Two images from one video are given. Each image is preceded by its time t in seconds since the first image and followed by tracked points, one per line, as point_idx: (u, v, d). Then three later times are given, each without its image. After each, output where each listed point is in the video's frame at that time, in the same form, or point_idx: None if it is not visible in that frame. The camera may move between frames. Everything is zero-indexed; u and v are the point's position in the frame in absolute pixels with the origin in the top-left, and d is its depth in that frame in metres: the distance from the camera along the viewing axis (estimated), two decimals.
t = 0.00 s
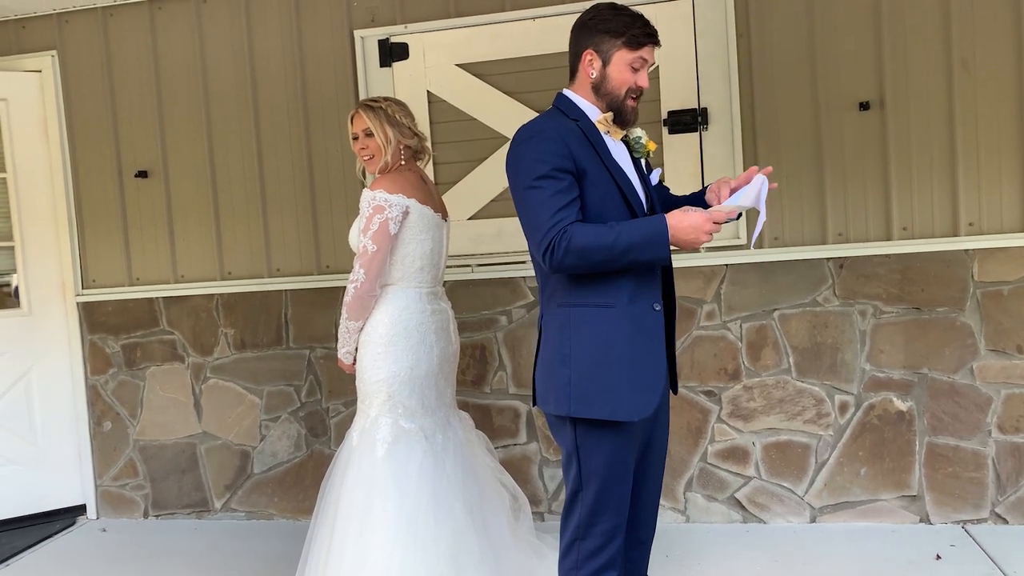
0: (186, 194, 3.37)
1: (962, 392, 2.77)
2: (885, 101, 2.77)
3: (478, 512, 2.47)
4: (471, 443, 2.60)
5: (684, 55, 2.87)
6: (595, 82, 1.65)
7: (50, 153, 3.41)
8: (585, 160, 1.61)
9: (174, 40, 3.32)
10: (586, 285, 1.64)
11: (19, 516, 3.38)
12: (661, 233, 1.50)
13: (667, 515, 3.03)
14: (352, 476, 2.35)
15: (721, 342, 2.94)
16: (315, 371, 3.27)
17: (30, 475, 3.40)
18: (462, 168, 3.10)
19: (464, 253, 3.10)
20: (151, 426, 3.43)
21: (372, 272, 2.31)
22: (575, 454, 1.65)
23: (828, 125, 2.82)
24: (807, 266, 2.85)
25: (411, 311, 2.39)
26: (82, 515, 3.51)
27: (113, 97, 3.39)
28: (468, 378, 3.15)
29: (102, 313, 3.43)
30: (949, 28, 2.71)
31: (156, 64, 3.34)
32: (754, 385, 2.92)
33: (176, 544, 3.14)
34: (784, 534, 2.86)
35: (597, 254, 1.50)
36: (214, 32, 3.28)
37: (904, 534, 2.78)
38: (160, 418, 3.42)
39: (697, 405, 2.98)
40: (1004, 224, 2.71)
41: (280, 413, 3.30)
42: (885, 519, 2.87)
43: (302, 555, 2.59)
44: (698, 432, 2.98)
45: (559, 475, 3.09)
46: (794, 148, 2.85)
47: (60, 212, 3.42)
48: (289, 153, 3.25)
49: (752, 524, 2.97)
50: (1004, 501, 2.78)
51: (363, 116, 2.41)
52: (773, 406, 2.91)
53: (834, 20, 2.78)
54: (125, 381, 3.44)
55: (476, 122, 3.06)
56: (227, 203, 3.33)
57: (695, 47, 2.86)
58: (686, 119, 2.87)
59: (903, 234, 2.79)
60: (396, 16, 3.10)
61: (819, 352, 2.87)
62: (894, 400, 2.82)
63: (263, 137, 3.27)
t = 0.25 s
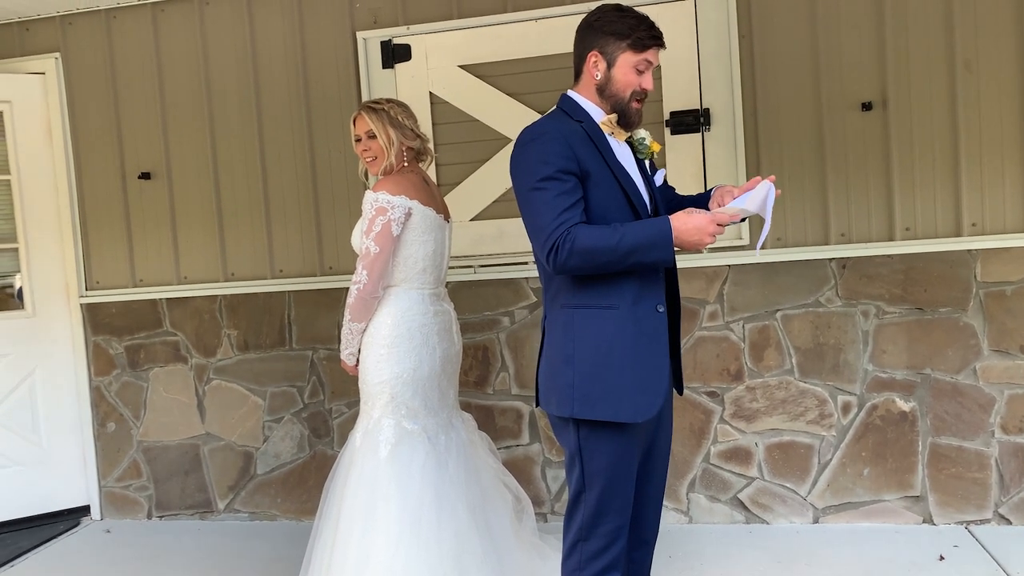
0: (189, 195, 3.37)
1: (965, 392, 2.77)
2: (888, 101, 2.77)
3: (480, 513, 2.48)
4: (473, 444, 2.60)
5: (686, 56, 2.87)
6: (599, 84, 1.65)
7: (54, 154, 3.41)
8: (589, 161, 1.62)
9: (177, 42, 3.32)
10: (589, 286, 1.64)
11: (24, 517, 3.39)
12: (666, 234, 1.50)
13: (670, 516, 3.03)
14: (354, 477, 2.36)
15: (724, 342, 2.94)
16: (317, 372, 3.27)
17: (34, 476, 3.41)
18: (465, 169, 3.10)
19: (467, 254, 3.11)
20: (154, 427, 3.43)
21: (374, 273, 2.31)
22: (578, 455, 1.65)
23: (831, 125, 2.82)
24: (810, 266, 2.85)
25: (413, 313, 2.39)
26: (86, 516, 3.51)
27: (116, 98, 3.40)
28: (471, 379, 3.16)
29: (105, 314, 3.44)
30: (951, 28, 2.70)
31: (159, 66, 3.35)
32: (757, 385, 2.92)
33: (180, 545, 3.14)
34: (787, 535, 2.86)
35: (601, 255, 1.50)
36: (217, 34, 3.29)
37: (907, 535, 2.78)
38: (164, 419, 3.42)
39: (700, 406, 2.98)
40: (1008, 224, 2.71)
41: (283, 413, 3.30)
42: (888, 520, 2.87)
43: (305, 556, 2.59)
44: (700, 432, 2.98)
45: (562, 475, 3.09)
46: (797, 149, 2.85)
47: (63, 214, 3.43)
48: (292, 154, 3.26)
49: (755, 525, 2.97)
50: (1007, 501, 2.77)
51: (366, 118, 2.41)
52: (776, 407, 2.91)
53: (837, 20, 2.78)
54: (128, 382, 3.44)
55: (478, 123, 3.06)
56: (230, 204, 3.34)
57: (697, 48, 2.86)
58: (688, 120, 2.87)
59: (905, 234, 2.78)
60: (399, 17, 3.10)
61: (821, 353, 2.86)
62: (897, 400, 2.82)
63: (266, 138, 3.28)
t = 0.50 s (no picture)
0: (191, 194, 3.37)
1: (967, 392, 2.77)
2: (890, 101, 2.76)
3: (483, 512, 2.48)
4: (476, 444, 2.60)
5: (689, 55, 2.87)
6: (604, 83, 1.65)
7: (56, 154, 3.41)
8: (593, 161, 1.62)
9: (179, 41, 3.32)
10: (594, 286, 1.64)
11: (26, 516, 3.40)
12: (671, 234, 1.50)
13: (672, 515, 3.03)
14: (357, 477, 2.36)
15: (726, 342, 2.94)
16: (320, 371, 3.27)
17: (37, 476, 3.41)
18: (467, 169, 3.10)
19: (469, 253, 3.10)
20: (157, 427, 3.43)
21: (377, 273, 2.31)
22: (581, 455, 1.65)
23: (833, 124, 2.81)
24: (812, 266, 2.85)
25: (416, 312, 2.39)
26: (88, 516, 3.52)
27: (119, 98, 3.40)
28: (473, 378, 3.16)
29: (108, 314, 3.44)
30: (954, 27, 2.70)
31: (161, 66, 3.35)
32: (760, 385, 2.92)
33: (182, 544, 3.14)
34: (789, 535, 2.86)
35: (606, 255, 1.50)
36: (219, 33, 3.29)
37: (910, 535, 2.77)
38: (166, 419, 3.42)
39: (702, 406, 2.98)
40: (1011, 223, 2.71)
41: (285, 413, 3.30)
42: (891, 519, 2.86)
43: (308, 556, 2.59)
44: (703, 432, 2.98)
45: (565, 475, 3.09)
46: (799, 149, 2.84)
47: (66, 213, 3.43)
48: (294, 153, 3.26)
49: (758, 525, 2.97)
50: (1010, 501, 2.77)
51: (369, 117, 2.41)
52: (778, 406, 2.91)
53: (840, 20, 2.78)
54: (131, 382, 3.45)
55: (481, 123, 3.06)
56: (232, 204, 3.34)
57: (700, 47, 2.86)
58: (691, 119, 2.86)
59: (908, 234, 2.78)
60: (401, 17, 3.10)
61: (824, 352, 2.86)
62: (900, 400, 2.82)
63: (268, 137, 3.28)
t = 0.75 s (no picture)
0: (191, 191, 3.37)
1: (967, 392, 2.76)
2: (892, 100, 2.76)
3: (482, 511, 2.47)
4: (476, 442, 2.60)
5: (690, 54, 2.87)
6: (606, 81, 1.65)
7: (55, 150, 3.41)
8: (595, 159, 1.61)
9: (179, 38, 3.32)
10: (595, 284, 1.63)
11: (25, 513, 3.39)
12: (674, 232, 1.50)
13: (671, 515, 3.03)
14: (356, 475, 2.35)
15: (726, 341, 2.94)
16: (319, 369, 3.26)
17: (35, 472, 3.40)
18: (467, 167, 3.10)
19: (469, 252, 3.10)
20: (155, 424, 3.43)
21: (377, 271, 2.31)
22: (582, 454, 1.65)
23: (834, 124, 2.81)
24: (813, 265, 2.85)
25: (416, 310, 2.38)
26: (86, 513, 3.51)
27: (118, 94, 3.39)
28: (473, 377, 3.15)
29: (107, 311, 3.43)
30: (956, 27, 2.69)
31: (161, 62, 3.34)
32: (759, 385, 2.92)
33: (180, 542, 3.14)
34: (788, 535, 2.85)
35: (609, 253, 1.49)
36: (219, 30, 3.28)
37: (909, 535, 2.77)
38: (165, 416, 3.42)
39: (702, 405, 2.97)
40: (1011, 223, 2.70)
41: (284, 411, 3.30)
42: (890, 519, 2.86)
43: (307, 554, 2.59)
44: (702, 432, 2.98)
45: (564, 474, 3.09)
46: (800, 148, 2.84)
47: (65, 210, 3.42)
48: (294, 151, 3.25)
49: (757, 524, 2.97)
50: (1009, 502, 2.77)
51: (369, 114, 2.40)
52: (778, 406, 2.91)
53: (841, 19, 2.77)
54: (129, 379, 3.44)
55: (481, 121, 3.05)
56: (232, 201, 3.33)
57: (701, 46, 2.86)
58: (692, 118, 2.86)
59: (909, 234, 2.78)
60: (401, 14, 3.10)
61: (824, 352, 2.86)
62: (900, 400, 2.81)
63: (268, 134, 3.27)
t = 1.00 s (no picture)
0: (187, 188, 3.36)
1: (962, 394, 2.77)
2: (890, 101, 2.76)
3: (477, 510, 2.47)
4: (471, 441, 2.59)
5: (688, 54, 2.86)
6: (603, 80, 1.65)
7: (51, 145, 3.40)
8: (592, 158, 1.61)
9: (176, 33, 3.31)
10: (592, 283, 1.63)
11: (18, 509, 3.38)
12: (672, 231, 1.50)
13: (665, 514, 3.03)
14: (351, 472, 2.35)
15: (722, 342, 2.94)
16: (314, 366, 3.26)
17: (29, 468, 3.39)
18: (465, 165, 3.09)
19: (466, 250, 3.09)
20: (150, 420, 3.42)
21: (372, 268, 2.30)
22: (577, 453, 1.64)
23: (832, 125, 2.81)
24: (809, 266, 2.85)
25: (412, 308, 2.38)
26: (80, 509, 3.50)
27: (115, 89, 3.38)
28: (468, 375, 3.15)
29: (102, 306, 3.42)
30: (954, 29, 2.69)
31: (158, 58, 3.33)
32: (755, 385, 2.92)
33: (174, 538, 3.13)
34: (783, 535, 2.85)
35: (607, 251, 1.49)
36: (216, 26, 3.27)
37: (903, 536, 2.77)
38: (160, 412, 3.41)
39: (697, 405, 2.97)
40: (1007, 225, 2.70)
41: (279, 408, 3.29)
42: (884, 521, 2.86)
43: (300, 551, 2.59)
44: (697, 432, 2.97)
45: (559, 473, 3.09)
46: (798, 149, 2.84)
47: (60, 205, 3.41)
48: (291, 147, 3.24)
49: (751, 525, 2.97)
50: (1003, 504, 2.77)
51: (366, 112, 2.40)
52: (773, 407, 2.91)
53: (839, 19, 2.77)
54: (124, 375, 3.43)
55: (479, 119, 3.05)
56: (228, 197, 3.32)
57: (699, 46, 2.85)
58: (690, 118, 2.86)
59: (905, 235, 2.78)
60: (400, 11, 3.09)
61: (820, 353, 2.86)
62: (895, 401, 2.82)
63: (265, 131, 3.26)
